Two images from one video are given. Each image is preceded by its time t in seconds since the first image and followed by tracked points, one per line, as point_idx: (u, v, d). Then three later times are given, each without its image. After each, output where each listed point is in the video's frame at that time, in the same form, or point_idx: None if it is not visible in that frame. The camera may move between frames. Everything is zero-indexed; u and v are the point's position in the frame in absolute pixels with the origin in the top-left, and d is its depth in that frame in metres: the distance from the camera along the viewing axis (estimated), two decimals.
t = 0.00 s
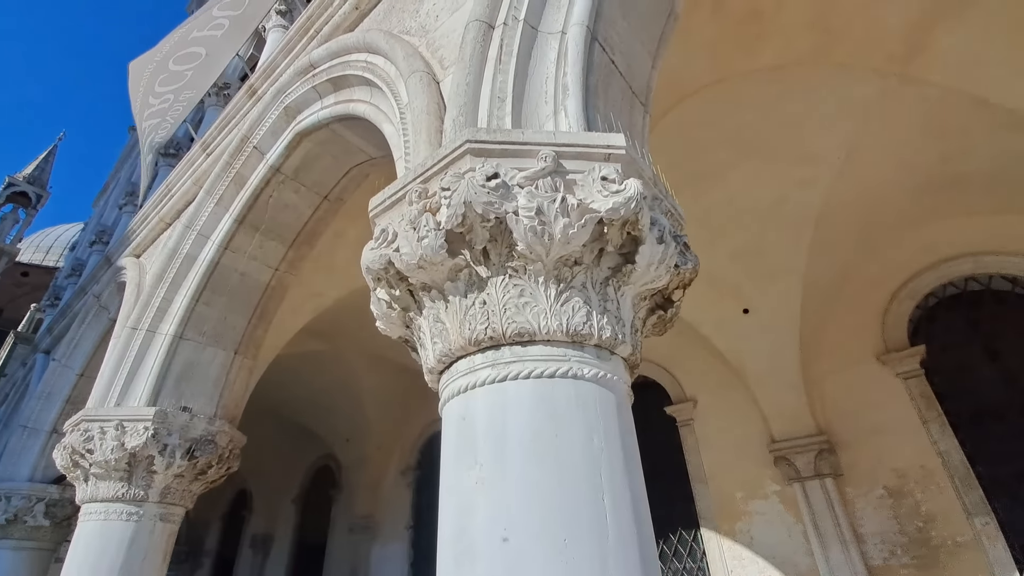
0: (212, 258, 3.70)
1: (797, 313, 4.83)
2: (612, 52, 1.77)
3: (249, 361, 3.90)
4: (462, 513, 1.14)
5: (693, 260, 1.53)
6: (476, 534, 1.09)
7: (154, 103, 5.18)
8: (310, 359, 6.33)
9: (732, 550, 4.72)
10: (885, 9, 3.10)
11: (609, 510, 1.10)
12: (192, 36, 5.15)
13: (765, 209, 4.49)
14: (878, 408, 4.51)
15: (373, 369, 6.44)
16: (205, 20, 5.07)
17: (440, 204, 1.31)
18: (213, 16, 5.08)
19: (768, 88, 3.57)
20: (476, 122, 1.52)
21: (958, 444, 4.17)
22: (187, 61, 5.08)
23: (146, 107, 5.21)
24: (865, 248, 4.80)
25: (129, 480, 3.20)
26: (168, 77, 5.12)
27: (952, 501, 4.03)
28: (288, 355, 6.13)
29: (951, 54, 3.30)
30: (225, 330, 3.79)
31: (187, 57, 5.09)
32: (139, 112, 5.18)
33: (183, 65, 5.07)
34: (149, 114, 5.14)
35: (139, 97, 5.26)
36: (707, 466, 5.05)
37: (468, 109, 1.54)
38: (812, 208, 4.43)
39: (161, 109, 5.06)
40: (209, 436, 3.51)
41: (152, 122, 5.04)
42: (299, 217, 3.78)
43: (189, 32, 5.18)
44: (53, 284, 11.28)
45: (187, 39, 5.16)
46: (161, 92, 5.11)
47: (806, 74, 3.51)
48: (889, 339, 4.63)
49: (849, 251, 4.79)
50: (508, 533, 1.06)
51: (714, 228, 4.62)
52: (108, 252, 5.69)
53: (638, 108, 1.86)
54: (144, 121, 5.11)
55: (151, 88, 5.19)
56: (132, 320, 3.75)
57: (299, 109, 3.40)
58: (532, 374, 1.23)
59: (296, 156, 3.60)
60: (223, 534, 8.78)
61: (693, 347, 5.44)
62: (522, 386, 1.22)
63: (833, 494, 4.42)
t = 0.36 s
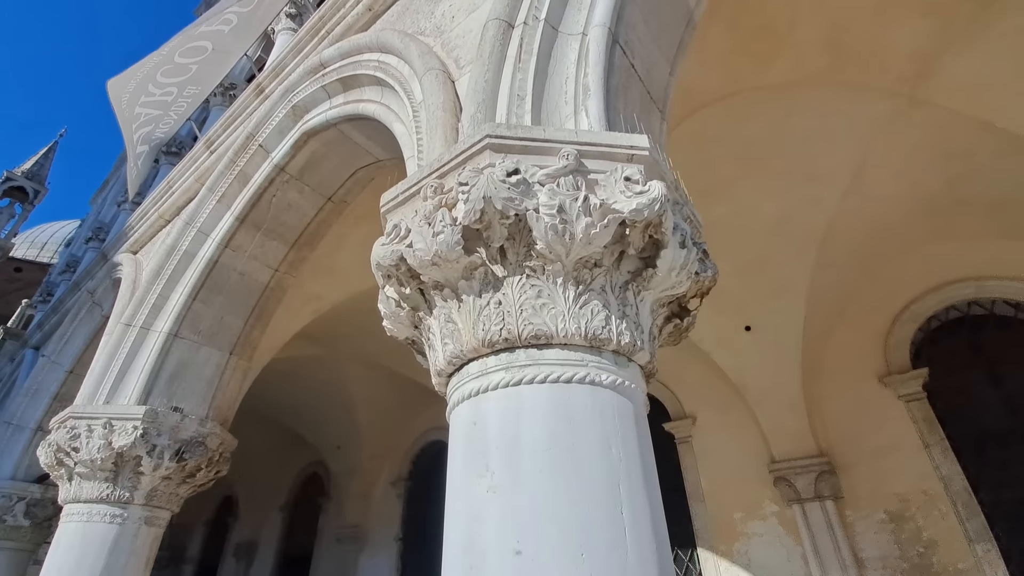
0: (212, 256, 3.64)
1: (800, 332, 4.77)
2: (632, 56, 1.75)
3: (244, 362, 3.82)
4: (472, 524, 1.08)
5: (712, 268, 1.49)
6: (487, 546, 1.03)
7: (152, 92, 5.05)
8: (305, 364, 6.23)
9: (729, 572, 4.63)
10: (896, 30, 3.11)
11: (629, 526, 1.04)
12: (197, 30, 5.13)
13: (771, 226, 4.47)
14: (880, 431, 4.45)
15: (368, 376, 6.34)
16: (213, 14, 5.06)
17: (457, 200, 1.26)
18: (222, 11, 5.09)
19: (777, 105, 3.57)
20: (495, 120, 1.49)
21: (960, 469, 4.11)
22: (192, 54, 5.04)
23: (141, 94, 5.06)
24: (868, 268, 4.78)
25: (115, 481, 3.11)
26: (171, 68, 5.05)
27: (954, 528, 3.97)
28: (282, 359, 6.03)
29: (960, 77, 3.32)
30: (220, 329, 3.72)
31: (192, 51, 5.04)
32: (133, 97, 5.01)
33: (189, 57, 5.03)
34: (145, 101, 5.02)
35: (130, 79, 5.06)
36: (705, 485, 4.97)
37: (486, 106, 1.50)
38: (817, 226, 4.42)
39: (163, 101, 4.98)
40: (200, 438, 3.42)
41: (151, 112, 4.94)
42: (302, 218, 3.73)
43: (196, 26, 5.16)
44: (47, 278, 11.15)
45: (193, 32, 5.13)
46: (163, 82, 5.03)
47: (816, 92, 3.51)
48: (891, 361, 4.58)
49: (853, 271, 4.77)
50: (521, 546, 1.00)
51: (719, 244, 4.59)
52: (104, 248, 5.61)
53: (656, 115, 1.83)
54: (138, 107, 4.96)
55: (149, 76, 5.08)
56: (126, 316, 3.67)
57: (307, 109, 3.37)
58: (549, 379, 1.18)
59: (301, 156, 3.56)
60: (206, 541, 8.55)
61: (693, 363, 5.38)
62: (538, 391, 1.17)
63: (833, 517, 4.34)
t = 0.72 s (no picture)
0: (207, 250, 3.57)
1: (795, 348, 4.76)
2: (652, 61, 1.74)
3: (235, 359, 3.74)
4: (490, 529, 1.04)
5: (732, 276, 1.47)
6: (508, 553, 0.99)
7: (150, 83, 4.94)
8: (294, 365, 6.12)
9: None
10: (902, 53, 3.16)
11: (653, 538, 1.00)
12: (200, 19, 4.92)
13: (770, 242, 4.49)
14: (873, 449, 4.45)
15: (358, 379, 6.25)
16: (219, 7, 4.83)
17: (480, 195, 1.23)
18: (227, 4, 4.90)
19: (783, 122, 3.60)
20: (517, 118, 1.46)
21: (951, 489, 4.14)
22: (195, 47, 4.90)
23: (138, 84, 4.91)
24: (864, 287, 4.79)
25: (96, 478, 3.01)
26: (171, 61, 4.89)
27: (945, 548, 3.98)
28: (271, 359, 5.92)
29: (961, 102, 3.37)
30: (212, 326, 3.64)
31: (194, 44, 4.90)
32: (128, 84, 4.85)
33: (191, 50, 4.89)
34: (142, 90, 4.93)
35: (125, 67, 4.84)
36: (697, 499, 4.96)
37: (509, 104, 1.48)
38: (816, 244, 4.44)
39: (161, 92, 4.96)
40: (187, 437, 3.33)
41: (148, 101, 4.93)
42: (302, 215, 3.67)
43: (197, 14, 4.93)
44: (30, 268, 10.92)
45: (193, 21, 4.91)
46: (162, 73, 4.93)
47: (821, 111, 3.55)
48: (884, 380, 4.61)
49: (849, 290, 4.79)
50: (544, 554, 0.96)
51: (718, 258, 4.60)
52: (93, 239, 5.48)
53: (674, 120, 1.82)
54: (134, 95, 4.88)
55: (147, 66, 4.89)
56: (116, 309, 3.58)
57: (312, 105, 3.33)
58: (571, 382, 1.14)
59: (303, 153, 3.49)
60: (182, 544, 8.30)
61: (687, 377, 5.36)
62: (560, 394, 1.13)
63: (825, 534, 4.34)
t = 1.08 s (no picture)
0: (208, 249, 3.50)
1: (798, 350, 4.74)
2: (678, 58, 1.72)
3: (235, 362, 3.66)
4: (534, 535, 0.99)
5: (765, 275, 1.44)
6: (556, 559, 0.94)
7: (151, 85, 4.88)
8: (290, 367, 6.03)
9: None
10: (909, 57, 3.17)
11: (705, 544, 0.97)
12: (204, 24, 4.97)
13: (773, 245, 4.48)
14: (875, 452, 4.44)
15: (354, 382, 6.16)
16: (221, 9, 4.92)
17: (518, 188, 1.20)
18: (232, 7, 4.95)
19: (788, 125, 3.60)
20: (547, 111, 1.43)
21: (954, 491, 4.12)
22: (197, 48, 4.88)
23: (140, 86, 4.89)
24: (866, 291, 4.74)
25: (94, 485, 2.93)
26: (173, 63, 4.88)
27: (949, 551, 3.97)
28: (267, 361, 5.82)
29: (966, 107, 3.38)
30: (213, 327, 3.56)
31: (196, 46, 4.89)
32: (129, 88, 4.85)
33: (192, 52, 4.85)
34: (143, 93, 4.87)
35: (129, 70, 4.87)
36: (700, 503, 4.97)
37: (538, 98, 1.45)
38: (819, 247, 4.44)
39: (161, 93, 4.83)
40: (186, 441, 3.24)
41: (147, 102, 4.81)
42: (304, 215, 3.60)
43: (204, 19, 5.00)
44: (17, 269, 10.69)
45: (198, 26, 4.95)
46: (162, 76, 4.86)
47: (826, 115, 3.55)
48: (886, 383, 4.59)
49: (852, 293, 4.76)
50: (596, 562, 0.92)
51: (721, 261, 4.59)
52: (87, 238, 5.37)
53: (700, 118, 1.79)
54: (134, 96, 4.84)
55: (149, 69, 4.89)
56: (113, 309, 3.49)
57: (317, 102, 3.26)
58: (613, 381, 1.11)
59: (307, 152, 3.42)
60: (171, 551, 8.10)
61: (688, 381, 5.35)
62: (603, 394, 1.09)
63: (829, 537, 4.33)
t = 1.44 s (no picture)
0: (181, 243, 3.34)
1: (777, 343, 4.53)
2: (682, 47, 1.71)
3: (209, 362, 3.50)
4: (556, 531, 0.94)
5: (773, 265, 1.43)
6: (582, 555, 0.90)
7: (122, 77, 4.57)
8: (265, 369, 5.83)
9: None
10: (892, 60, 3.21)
11: (734, 536, 0.93)
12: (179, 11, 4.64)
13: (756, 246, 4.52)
14: (852, 446, 4.26)
15: (332, 384, 5.98)
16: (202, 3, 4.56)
17: (532, 170, 1.15)
18: None
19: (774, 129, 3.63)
20: (555, 95, 1.39)
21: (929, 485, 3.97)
22: (173, 42, 4.63)
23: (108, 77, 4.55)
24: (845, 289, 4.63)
25: (57, 492, 2.78)
26: (147, 56, 4.59)
27: (925, 544, 3.81)
28: (241, 363, 5.62)
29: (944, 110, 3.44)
30: (186, 325, 3.40)
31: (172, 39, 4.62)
32: (99, 79, 4.53)
33: (169, 46, 4.62)
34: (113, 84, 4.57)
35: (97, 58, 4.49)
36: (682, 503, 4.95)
37: (546, 82, 1.41)
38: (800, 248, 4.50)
39: (132, 85, 4.60)
40: (157, 444, 3.08)
41: (116, 94, 4.58)
42: (284, 208, 3.46)
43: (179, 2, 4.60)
44: None
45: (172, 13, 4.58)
46: (137, 69, 4.59)
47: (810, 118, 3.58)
48: (861, 378, 4.41)
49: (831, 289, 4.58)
50: (624, 558, 0.87)
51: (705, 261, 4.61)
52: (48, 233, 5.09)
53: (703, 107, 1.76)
54: (104, 88, 4.56)
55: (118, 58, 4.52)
56: (79, 306, 3.29)
57: (301, 92, 3.14)
58: (633, 370, 1.06)
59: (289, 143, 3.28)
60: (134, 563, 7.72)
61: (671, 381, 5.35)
62: (623, 383, 1.05)
63: (809, 533, 4.13)
